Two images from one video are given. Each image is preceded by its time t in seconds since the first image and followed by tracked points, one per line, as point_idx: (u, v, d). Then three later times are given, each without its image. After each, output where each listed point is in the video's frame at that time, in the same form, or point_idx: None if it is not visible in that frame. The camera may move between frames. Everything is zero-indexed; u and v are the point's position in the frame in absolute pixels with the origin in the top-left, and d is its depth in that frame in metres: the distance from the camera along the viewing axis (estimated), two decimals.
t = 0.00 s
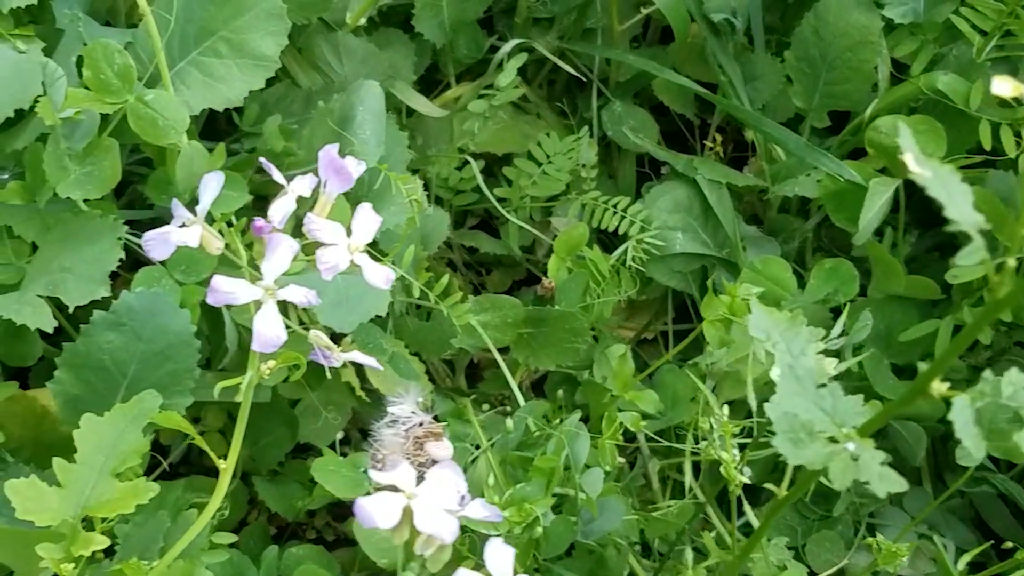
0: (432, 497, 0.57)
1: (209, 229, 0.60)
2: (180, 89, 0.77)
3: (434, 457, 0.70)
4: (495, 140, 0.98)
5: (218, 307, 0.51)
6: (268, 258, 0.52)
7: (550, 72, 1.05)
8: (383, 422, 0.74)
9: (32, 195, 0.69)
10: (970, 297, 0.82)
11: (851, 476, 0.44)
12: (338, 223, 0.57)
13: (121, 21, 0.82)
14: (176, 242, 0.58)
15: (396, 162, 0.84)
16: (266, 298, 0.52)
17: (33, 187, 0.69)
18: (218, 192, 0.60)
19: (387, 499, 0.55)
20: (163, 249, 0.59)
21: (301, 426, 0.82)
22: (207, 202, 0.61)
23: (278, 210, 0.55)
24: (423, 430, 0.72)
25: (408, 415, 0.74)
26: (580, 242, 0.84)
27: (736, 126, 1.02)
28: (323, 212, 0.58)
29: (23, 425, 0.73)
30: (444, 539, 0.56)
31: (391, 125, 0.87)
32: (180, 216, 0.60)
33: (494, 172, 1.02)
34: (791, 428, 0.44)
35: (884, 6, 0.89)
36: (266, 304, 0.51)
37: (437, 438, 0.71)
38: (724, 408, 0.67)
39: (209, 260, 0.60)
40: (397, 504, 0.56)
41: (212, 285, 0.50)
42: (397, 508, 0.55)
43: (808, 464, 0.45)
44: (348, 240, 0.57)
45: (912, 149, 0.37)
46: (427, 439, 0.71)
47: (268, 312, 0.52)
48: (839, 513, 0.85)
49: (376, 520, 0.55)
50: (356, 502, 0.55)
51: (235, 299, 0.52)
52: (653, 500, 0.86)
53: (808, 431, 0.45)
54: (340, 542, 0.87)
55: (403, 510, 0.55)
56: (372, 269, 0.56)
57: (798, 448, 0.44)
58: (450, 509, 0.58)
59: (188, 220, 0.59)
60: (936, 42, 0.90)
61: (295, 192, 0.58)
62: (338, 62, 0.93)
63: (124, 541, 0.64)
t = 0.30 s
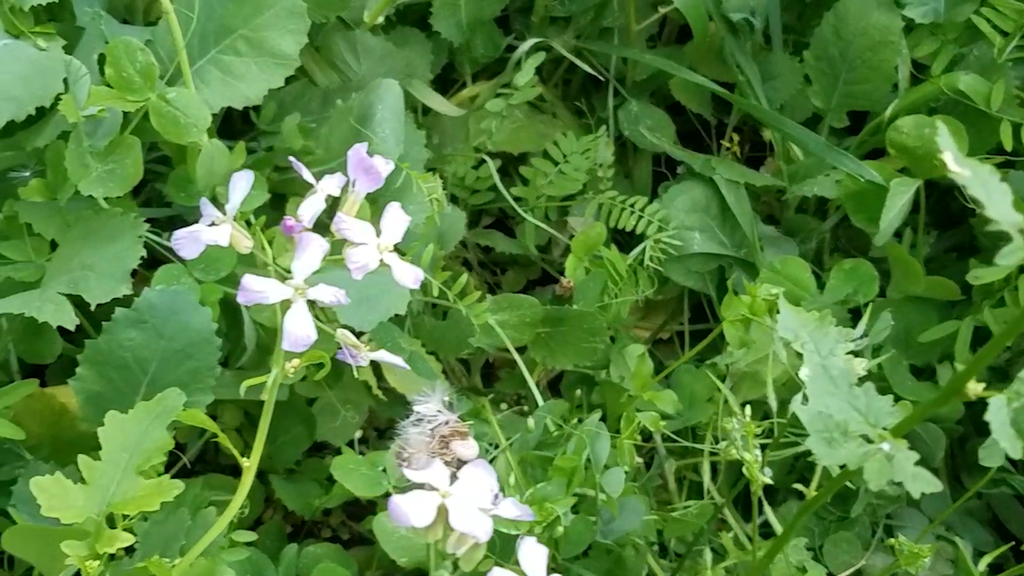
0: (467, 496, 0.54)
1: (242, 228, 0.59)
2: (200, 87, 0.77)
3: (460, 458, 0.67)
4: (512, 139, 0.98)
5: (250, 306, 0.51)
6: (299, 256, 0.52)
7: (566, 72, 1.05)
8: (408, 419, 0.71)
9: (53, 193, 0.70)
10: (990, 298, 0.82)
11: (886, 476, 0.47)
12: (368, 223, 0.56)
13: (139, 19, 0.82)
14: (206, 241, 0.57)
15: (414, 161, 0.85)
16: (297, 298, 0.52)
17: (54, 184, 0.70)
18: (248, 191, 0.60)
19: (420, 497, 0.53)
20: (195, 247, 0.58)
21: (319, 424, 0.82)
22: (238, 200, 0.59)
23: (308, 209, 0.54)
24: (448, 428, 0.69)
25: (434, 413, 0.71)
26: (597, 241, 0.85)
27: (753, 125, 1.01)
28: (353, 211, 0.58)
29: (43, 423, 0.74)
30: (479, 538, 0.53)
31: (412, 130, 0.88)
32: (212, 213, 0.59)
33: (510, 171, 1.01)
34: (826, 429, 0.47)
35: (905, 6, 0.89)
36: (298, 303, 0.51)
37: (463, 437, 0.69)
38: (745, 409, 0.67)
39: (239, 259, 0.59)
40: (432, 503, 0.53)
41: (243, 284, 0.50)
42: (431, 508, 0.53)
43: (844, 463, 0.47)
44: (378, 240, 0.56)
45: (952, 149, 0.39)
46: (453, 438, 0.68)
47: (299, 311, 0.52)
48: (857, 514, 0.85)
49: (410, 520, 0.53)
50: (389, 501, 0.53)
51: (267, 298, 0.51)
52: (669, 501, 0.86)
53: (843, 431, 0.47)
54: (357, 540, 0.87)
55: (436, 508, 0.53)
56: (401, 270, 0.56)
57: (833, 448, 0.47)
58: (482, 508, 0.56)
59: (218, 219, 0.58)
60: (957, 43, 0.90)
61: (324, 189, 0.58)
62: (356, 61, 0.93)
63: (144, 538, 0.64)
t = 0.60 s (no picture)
0: (500, 503, 0.53)
1: (273, 235, 0.58)
2: (222, 91, 0.77)
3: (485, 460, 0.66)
4: (530, 143, 0.97)
5: (282, 312, 0.50)
6: (331, 263, 0.51)
7: (583, 75, 1.05)
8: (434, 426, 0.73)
9: (76, 197, 0.71)
10: (1011, 304, 0.82)
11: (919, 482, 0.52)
12: (400, 229, 0.55)
13: (159, 22, 0.82)
14: (237, 246, 0.56)
15: (433, 165, 0.85)
16: (328, 305, 0.51)
17: (79, 187, 0.71)
18: (280, 197, 0.58)
19: (454, 505, 0.52)
20: (224, 253, 0.57)
21: (337, 427, 0.82)
22: (268, 206, 0.58)
23: (339, 214, 0.54)
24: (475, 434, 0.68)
25: (460, 420, 0.73)
26: (615, 246, 0.85)
27: (770, 130, 1.01)
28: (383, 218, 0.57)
29: (64, 424, 0.74)
30: (513, 546, 0.52)
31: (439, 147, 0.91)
32: (241, 219, 0.58)
33: (527, 175, 1.01)
34: (863, 439, 0.52)
35: (926, 11, 0.89)
36: (330, 308, 0.50)
37: (490, 442, 0.67)
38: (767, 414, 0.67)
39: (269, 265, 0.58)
40: (464, 511, 0.52)
41: (275, 289, 0.49)
42: (465, 516, 0.52)
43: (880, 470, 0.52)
44: (409, 246, 0.55)
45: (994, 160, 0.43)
46: (478, 443, 0.67)
47: (329, 317, 0.52)
48: (875, 520, 0.85)
49: (443, 527, 0.52)
50: (421, 509, 0.51)
51: (298, 304, 0.51)
52: (687, 505, 0.86)
53: (878, 440, 0.52)
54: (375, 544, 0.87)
55: (470, 516, 0.51)
56: (433, 276, 0.55)
57: (868, 456, 0.51)
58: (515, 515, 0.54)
59: (250, 223, 0.57)
60: (977, 49, 0.90)
61: (353, 196, 0.57)
62: (375, 64, 0.93)
63: (164, 542, 0.64)
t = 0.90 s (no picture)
0: (529, 508, 0.53)
1: (299, 240, 0.58)
2: (241, 94, 0.77)
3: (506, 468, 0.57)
4: (545, 147, 0.97)
5: (308, 317, 0.50)
6: (356, 268, 0.51)
7: (597, 79, 1.05)
8: (455, 434, 0.63)
9: (96, 199, 0.71)
10: None
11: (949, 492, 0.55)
12: (425, 235, 0.55)
13: (176, 26, 0.82)
14: (261, 251, 0.56)
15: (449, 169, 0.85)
16: (354, 309, 0.51)
17: (98, 190, 0.71)
18: (305, 202, 0.58)
19: (483, 511, 0.51)
20: (250, 257, 0.56)
21: (353, 430, 0.83)
22: (294, 210, 0.58)
23: (365, 220, 0.54)
24: (497, 439, 0.59)
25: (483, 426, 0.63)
26: (630, 251, 0.85)
27: (785, 134, 1.01)
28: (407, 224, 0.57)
29: (81, 427, 0.74)
30: (541, 552, 0.52)
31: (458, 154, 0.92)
32: (266, 224, 0.58)
33: (541, 178, 1.01)
34: (892, 447, 0.56)
35: (944, 17, 0.89)
36: (355, 313, 0.50)
37: (512, 447, 0.59)
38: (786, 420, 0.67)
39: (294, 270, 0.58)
40: (494, 517, 0.52)
41: (301, 295, 0.49)
42: (495, 521, 0.51)
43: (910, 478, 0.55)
44: (434, 252, 0.55)
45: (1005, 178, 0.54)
46: (499, 448, 0.58)
47: (354, 323, 0.52)
48: (889, 526, 0.85)
49: (472, 533, 0.51)
50: (451, 515, 0.52)
51: (324, 308, 0.51)
52: (701, 510, 0.86)
53: (907, 450, 0.56)
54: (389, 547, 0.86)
55: (499, 522, 0.51)
56: (458, 282, 0.55)
57: (897, 464, 0.55)
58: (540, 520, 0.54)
59: (274, 228, 0.57)
60: (994, 55, 0.90)
61: (379, 201, 0.57)
62: (391, 68, 0.93)
63: (182, 545, 0.64)
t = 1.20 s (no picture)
0: (559, 513, 0.52)
1: (324, 242, 0.58)
2: (259, 96, 0.77)
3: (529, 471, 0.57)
4: (560, 149, 0.97)
5: (334, 320, 0.51)
6: (383, 271, 0.52)
7: (612, 81, 1.05)
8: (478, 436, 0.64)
9: (116, 200, 0.71)
10: None
11: (980, 498, 0.55)
12: (450, 237, 0.55)
13: (194, 27, 0.82)
14: (287, 253, 0.57)
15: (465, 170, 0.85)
16: (380, 312, 0.51)
17: (118, 191, 0.71)
18: (330, 204, 0.58)
19: (514, 516, 0.51)
20: (276, 259, 0.57)
21: (370, 431, 0.83)
22: (320, 213, 0.58)
23: (390, 223, 0.54)
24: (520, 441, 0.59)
25: (505, 429, 0.64)
26: (647, 252, 0.86)
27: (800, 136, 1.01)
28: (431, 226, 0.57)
29: (99, 428, 0.74)
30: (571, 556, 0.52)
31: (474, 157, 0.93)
32: (291, 226, 0.58)
33: (556, 180, 1.01)
34: (924, 454, 0.55)
35: (962, 19, 0.89)
36: (381, 316, 0.51)
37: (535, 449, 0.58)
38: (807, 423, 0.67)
39: (320, 272, 0.59)
40: (524, 521, 0.52)
41: (329, 297, 0.50)
42: (526, 526, 0.51)
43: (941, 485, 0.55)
44: (459, 255, 0.55)
45: None
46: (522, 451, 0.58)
47: (380, 325, 0.52)
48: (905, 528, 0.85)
49: (504, 538, 0.51)
50: (481, 519, 0.52)
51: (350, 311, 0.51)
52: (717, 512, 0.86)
53: (939, 456, 0.55)
54: (404, 548, 0.86)
55: (531, 527, 0.51)
56: (483, 285, 0.55)
57: (929, 471, 0.55)
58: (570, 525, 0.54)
59: (300, 231, 0.58)
60: (1012, 57, 0.90)
61: (403, 203, 0.57)
62: (407, 69, 0.93)
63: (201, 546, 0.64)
